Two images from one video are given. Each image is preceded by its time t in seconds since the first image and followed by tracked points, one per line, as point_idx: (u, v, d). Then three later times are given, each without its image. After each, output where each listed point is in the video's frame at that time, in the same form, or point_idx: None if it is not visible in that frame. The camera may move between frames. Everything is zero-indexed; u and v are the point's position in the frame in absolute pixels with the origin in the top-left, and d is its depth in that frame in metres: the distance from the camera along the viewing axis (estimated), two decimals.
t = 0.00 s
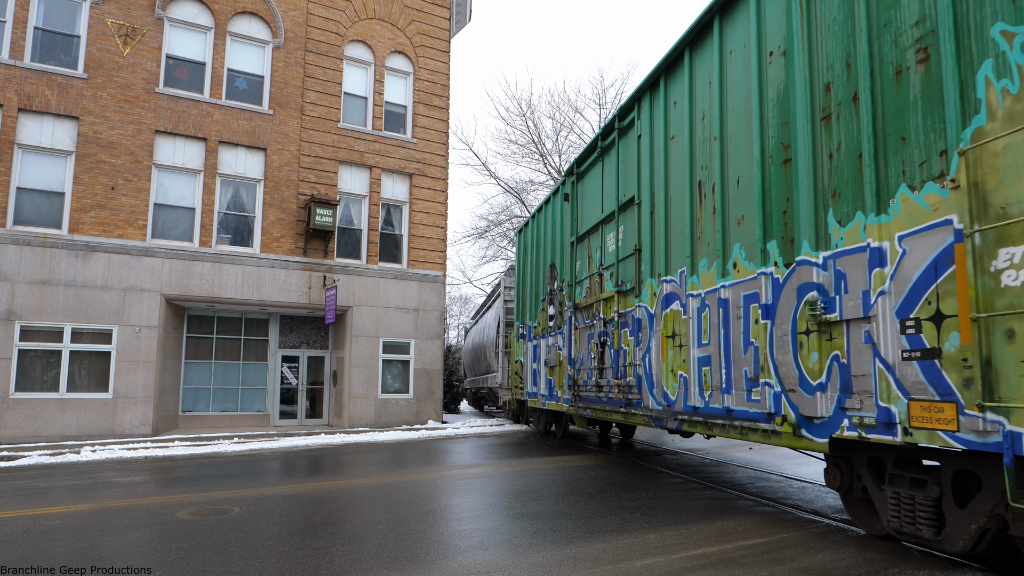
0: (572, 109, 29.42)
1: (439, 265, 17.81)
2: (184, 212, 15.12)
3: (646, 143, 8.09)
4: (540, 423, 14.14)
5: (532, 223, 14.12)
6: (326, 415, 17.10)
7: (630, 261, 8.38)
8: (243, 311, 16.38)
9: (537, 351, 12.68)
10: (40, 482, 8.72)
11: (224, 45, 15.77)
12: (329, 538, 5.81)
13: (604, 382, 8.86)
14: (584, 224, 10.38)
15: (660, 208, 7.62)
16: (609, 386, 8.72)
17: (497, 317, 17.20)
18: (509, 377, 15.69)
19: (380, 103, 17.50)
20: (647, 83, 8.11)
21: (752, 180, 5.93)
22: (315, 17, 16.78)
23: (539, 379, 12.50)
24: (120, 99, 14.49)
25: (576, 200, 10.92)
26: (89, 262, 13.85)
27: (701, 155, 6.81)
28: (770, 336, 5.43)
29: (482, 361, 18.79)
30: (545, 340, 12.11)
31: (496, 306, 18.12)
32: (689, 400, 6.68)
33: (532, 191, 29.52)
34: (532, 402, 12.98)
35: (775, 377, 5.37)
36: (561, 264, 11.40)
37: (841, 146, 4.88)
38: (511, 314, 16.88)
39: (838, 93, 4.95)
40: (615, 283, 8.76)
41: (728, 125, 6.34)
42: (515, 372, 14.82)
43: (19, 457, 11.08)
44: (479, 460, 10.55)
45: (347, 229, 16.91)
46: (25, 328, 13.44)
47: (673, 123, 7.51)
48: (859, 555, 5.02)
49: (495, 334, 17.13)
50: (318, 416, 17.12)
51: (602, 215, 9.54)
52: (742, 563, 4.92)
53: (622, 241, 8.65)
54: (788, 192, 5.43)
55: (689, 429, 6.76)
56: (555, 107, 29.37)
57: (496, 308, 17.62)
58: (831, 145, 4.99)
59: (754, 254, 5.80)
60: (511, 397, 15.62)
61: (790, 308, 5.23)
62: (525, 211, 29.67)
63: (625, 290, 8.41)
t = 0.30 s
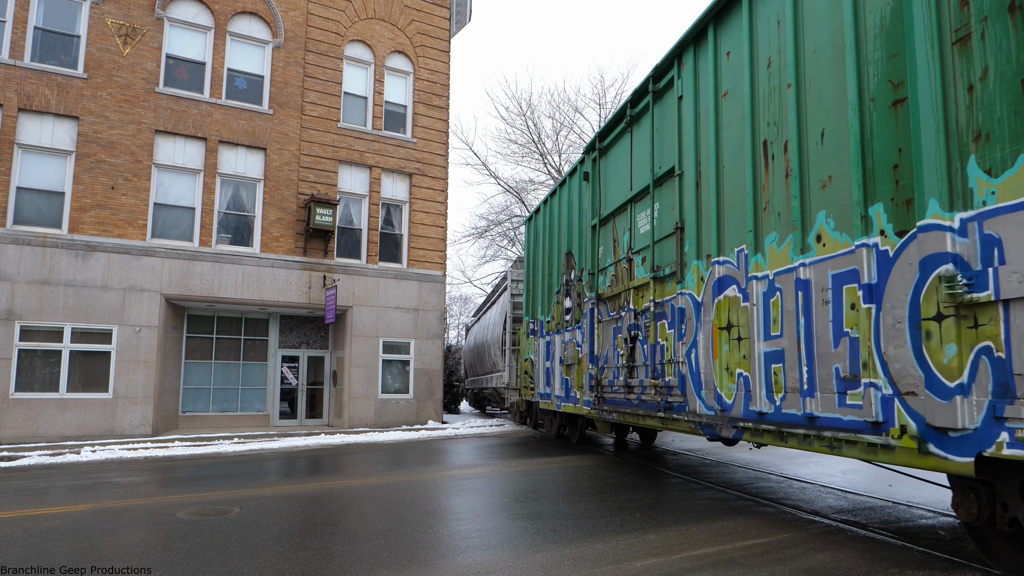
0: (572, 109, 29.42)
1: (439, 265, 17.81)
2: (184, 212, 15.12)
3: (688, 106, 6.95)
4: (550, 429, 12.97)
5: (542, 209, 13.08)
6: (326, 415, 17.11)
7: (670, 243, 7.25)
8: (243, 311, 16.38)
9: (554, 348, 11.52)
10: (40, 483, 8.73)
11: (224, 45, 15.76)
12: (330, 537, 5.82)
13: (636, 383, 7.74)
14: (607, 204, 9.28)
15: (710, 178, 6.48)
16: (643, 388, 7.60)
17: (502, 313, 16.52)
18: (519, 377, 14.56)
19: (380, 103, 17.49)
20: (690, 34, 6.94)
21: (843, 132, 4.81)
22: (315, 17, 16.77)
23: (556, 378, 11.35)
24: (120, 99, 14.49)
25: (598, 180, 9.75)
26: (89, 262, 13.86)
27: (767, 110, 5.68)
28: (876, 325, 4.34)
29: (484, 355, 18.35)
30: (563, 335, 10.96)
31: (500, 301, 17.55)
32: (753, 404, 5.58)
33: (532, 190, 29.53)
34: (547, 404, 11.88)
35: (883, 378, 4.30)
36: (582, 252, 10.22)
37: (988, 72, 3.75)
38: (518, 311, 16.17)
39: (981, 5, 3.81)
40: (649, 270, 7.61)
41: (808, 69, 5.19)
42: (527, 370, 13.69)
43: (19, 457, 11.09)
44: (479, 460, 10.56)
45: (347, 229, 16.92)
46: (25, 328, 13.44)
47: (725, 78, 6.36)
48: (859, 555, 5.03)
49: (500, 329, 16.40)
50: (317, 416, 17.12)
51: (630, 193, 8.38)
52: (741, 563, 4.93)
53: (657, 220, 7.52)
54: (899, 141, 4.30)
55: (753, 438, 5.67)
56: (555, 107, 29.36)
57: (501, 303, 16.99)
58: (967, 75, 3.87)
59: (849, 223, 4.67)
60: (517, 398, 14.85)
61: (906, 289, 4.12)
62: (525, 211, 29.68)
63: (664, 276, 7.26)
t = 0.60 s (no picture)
0: (572, 109, 29.43)
1: (439, 265, 17.81)
2: (184, 212, 15.12)
3: (750, 54, 5.96)
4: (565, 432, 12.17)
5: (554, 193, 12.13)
6: (326, 415, 17.11)
7: (725, 218, 6.27)
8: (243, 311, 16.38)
9: (574, 344, 10.53)
10: (40, 483, 8.72)
11: (224, 45, 15.77)
12: (330, 537, 5.82)
13: (679, 383, 6.82)
14: (638, 181, 8.30)
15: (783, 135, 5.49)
16: (689, 389, 6.68)
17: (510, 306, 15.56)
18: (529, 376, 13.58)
19: (380, 103, 17.50)
20: None
21: (987, 58, 3.82)
22: (315, 17, 16.78)
23: (575, 379, 10.37)
24: (120, 99, 14.49)
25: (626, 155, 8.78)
26: (89, 262, 13.85)
27: (865, 45, 4.68)
28: None
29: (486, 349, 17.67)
30: (584, 330, 9.97)
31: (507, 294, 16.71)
32: (848, 409, 4.65)
33: (532, 190, 29.54)
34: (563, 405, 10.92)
35: None
36: (607, 238, 9.23)
37: None
38: (527, 305, 15.25)
39: None
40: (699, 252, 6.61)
41: None
42: (539, 369, 12.70)
43: (19, 457, 11.09)
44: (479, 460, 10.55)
45: (347, 229, 16.91)
46: (25, 328, 13.44)
47: (802, 16, 5.36)
48: (859, 555, 5.03)
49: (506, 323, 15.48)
50: (317, 416, 17.12)
51: (671, 165, 7.37)
52: (741, 563, 4.92)
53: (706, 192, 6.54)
54: None
55: (844, 452, 4.71)
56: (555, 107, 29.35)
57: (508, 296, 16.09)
58: None
59: (1001, 174, 3.70)
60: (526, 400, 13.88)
61: None
62: (525, 211, 29.69)
63: (716, 257, 6.29)
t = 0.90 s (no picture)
0: (572, 109, 29.44)
1: (439, 265, 17.81)
2: (184, 212, 15.12)
3: None
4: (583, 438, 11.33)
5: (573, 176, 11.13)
6: (326, 415, 17.10)
7: (802, 183, 5.20)
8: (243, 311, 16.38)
9: (598, 340, 9.51)
10: (40, 483, 8.72)
11: (224, 45, 15.77)
12: (330, 537, 5.82)
13: (736, 383, 5.78)
14: (678, 151, 7.30)
15: (888, 73, 4.43)
16: (752, 389, 5.62)
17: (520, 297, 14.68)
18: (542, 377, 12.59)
19: (380, 103, 17.50)
20: None
21: None
22: (315, 17, 16.78)
23: (598, 379, 9.38)
24: (120, 99, 14.48)
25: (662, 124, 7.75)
26: (88, 262, 13.86)
27: None
28: None
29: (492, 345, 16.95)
30: (609, 324, 8.97)
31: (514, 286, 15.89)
32: (1004, 419, 3.56)
33: (532, 191, 29.54)
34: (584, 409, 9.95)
35: None
36: (639, 219, 8.23)
37: None
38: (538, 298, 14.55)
39: None
40: (767, 225, 5.53)
41: None
42: (553, 368, 11.75)
43: (19, 457, 11.08)
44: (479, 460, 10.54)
45: (347, 229, 16.91)
46: (25, 328, 13.44)
47: None
48: (859, 555, 5.03)
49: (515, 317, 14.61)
50: (317, 416, 17.12)
51: (722, 126, 6.33)
52: (741, 563, 4.92)
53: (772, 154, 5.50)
54: None
55: (999, 475, 3.66)
56: (555, 107, 29.35)
57: (517, 288, 15.23)
58: None
59: None
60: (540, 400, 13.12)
61: None
62: (525, 211, 29.69)
63: (790, 231, 5.24)
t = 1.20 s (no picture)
0: (572, 109, 29.48)
1: (439, 265, 17.80)
2: (184, 212, 15.12)
3: None
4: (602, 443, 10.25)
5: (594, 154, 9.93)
6: (326, 415, 17.10)
7: (920, 128, 3.98)
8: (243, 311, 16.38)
9: (629, 335, 8.32)
10: (40, 483, 8.72)
11: (224, 45, 15.77)
12: (330, 537, 5.82)
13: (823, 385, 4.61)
14: (731, 109, 6.08)
15: None
16: (845, 393, 4.43)
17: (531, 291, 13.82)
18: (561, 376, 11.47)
19: (380, 103, 17.50)
20: None
21: None
22: (315, 17, 16.78)
23: (628, 378, 8.22)
24: (120, 100, 14.48)
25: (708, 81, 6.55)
26: (88, 262, 13.86)
27: None
28: None
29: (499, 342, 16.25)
30: (643, 318, 7.79)
31: (524, 280, 15.09)
32: None
33: (533, 191, 29.54)
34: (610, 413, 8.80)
35: None
36: (679, 193, 7.02)
37: None
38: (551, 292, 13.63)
39: None
40: (869, 186, 4.33)
41: None
42: (571, 366, 10.68)
43: (19, 457, 11.08)
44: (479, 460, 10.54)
45: (347, 229, 16.91)
46: (25, 328, 13.44)
47: None
48: (859, 555, 5.02)
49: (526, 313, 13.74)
50: (318, 416, 17.12)
51: (796, 74, 5.11)
52: (741, 563, 4.92)
53: (874, 96, 4.29)
54: None
55: None
56: (555, 107, 29.36)
57: (528, 282, 14.39)
58: None
59: None
60: (553, 402, 12.35)
61: None
62: (525, 211, 29.69)
63: (904, 190, 4.02)
